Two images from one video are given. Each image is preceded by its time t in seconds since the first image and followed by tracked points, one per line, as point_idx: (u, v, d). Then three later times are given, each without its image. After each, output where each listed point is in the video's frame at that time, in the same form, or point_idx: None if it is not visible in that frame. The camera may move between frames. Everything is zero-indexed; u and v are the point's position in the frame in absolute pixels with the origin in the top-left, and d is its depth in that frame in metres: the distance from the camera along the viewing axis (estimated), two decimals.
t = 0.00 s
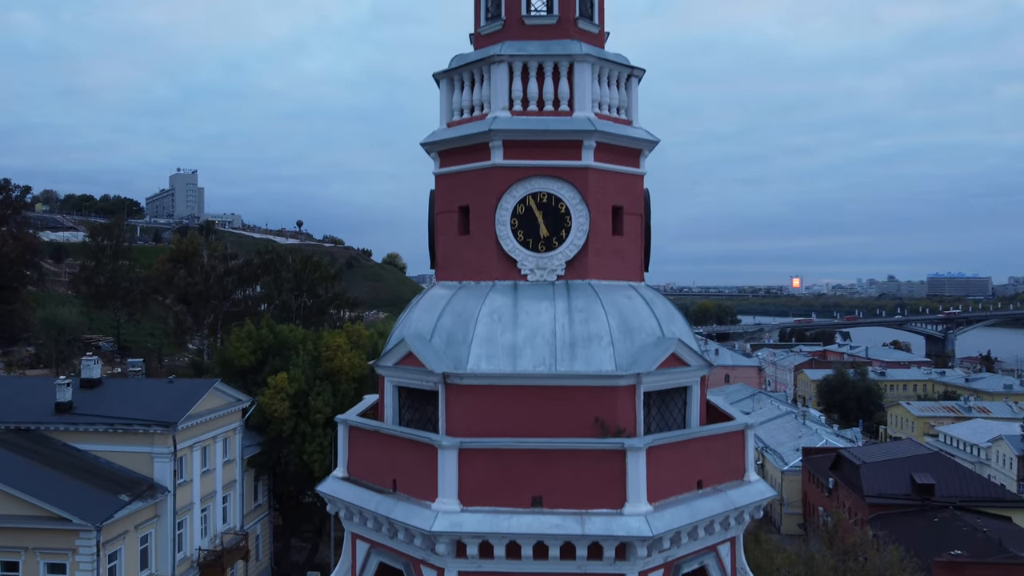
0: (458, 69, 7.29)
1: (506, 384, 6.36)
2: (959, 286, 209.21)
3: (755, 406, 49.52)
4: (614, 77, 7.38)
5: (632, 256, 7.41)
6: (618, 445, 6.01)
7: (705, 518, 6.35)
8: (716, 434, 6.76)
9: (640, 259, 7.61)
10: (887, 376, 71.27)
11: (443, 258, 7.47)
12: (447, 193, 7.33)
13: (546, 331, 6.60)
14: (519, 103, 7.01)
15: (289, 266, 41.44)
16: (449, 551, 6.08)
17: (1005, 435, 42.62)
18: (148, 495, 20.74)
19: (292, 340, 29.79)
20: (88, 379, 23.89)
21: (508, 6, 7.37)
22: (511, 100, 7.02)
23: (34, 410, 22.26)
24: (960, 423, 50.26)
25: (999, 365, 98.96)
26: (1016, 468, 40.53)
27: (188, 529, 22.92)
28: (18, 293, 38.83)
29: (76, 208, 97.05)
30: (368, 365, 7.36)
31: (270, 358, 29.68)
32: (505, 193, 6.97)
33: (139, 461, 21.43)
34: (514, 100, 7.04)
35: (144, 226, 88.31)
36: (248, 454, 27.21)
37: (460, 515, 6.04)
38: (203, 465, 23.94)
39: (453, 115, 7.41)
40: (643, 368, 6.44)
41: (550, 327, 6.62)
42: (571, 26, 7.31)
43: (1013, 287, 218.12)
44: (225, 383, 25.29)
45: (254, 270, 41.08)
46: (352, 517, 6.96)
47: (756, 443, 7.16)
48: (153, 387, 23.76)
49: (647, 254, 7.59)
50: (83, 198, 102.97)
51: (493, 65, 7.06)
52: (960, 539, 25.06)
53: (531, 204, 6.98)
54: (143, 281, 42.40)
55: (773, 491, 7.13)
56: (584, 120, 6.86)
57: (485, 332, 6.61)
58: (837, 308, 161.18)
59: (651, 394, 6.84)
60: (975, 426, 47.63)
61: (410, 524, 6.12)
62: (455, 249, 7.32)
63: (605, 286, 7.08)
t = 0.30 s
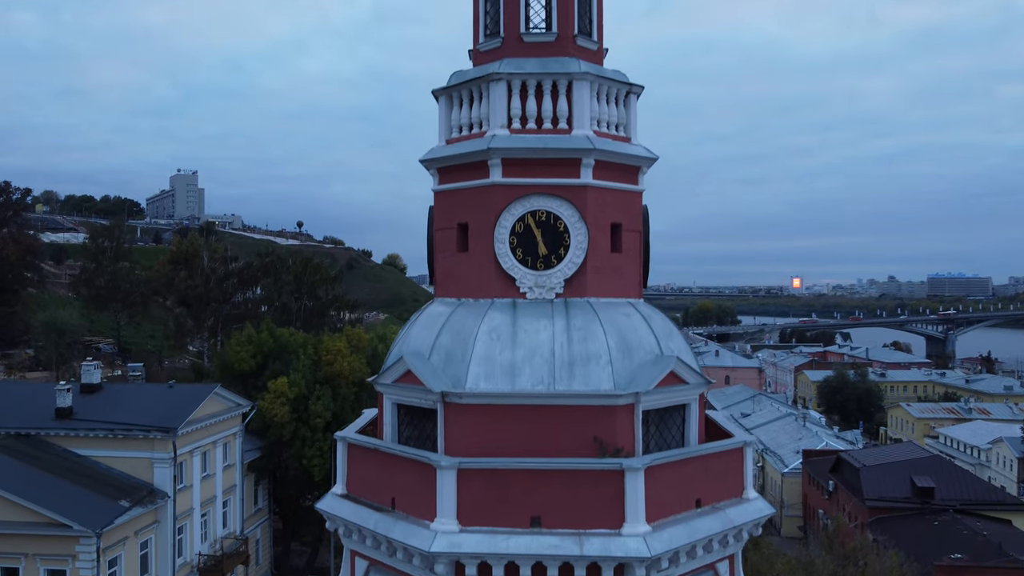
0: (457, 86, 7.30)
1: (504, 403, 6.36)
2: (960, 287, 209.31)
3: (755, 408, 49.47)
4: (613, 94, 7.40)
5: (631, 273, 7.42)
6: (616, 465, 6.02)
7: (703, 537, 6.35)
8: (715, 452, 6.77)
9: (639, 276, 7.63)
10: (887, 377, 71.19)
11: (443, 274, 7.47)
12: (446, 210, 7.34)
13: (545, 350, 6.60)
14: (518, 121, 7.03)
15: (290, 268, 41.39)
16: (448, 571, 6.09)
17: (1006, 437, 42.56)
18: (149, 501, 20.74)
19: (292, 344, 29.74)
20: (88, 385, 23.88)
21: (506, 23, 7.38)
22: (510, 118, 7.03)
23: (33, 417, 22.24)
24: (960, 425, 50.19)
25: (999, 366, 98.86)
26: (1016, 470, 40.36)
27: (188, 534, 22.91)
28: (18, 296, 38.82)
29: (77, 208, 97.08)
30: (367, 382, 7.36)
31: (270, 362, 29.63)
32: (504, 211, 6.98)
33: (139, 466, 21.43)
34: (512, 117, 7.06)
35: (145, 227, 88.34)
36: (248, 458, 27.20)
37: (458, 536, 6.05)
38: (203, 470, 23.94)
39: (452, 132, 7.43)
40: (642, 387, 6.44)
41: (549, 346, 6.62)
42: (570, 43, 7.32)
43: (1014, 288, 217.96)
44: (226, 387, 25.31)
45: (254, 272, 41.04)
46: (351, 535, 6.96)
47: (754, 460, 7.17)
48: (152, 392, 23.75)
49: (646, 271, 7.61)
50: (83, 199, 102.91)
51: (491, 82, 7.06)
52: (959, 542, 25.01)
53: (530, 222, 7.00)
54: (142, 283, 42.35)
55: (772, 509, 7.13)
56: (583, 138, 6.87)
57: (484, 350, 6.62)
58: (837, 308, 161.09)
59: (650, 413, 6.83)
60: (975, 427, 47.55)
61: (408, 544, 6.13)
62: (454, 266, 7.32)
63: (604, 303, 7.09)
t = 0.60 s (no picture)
0: (455, 103, 7.32)
1: (502, 421, 6.38)
2: (961, 287, 209.32)
3: (755, 409, 49.46)
4: (611, 111, 7.42)
5: (629, 288, 7.43)
6: (613, 484, 6.03)
7: (701, 555, 6.37)
8: (712, 468, 6.78)
9: (637, 291, 7.64)
10: (887, 378, 71.17)
11: (441, 290, 7.49)
12: (445, 226, 7.35)
13: (542, 367, 6.62)
14: (516, 138, 7.05)
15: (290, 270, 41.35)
16: None
17: (1006, 439, 42.52)
18: (148, 506, 20.74)
19: (292, 347, 29.67)
20: (88, 389, 23.88)
21: (504, 39, 7.39)
22: (507, 135, 7.06)
23: (33, 421, 22.25)
24: (961, 426, 50.17)
25: (999, 367, 98.73)
26: (1016, 471, 40.12)
27: (188, 538, 22.91)
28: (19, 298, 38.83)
29: (77, 209, 97.10)
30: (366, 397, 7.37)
31: (270, 366, 29.55)
32: (502, 228, 6.99)
33: (139, 471, 21.43)
34: (510, 134, 7.08)
35: (145, 228, 88.40)
36: (249, 462, 27.17)
37: (457, 554, 6.07)
38: (203, 474, 23.93)
39: (450, 148, 7.45)
40: (640, 405, 6.45)
41: (546, 364, 6.64)
42: (567, 59, 7.34)
43: (1014, 288, 217.96)
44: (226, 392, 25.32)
45: (254, 275, 40.93)
46: (350, 551, 6.97)
47: (752, 475, 7.19)
48: (152, 396, 23.73)
49: (644, 286, 7.62)
50: (83, 199, 102.85)
51: (489, 99, 7.08)
52: (959, 546, 24.97)
53: (528, 239, 7.01)
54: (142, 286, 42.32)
55: (770, 524, 7.14)
56: (580, 155, 6.89)
57: (482, 367, 6.63)
58: (837, 308, 161.09)
59: (647, 429, 6.85)
60: (975, 429, 47.52)
61: (407, 562, 6.15)
62: (453, 282, 7.34)
63: (602, 320, 7.11)
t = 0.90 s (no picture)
0: (452, 119, 7.36)
1: (499, 438, 6.39)
2: (961, 287, 209.30)
3: (755, 411, 49.45)
4: (607, 126, 7.45)
5: (625, 304, 7.46)
6: (609, 502, 6.05)
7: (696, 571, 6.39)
8: (708, 484, 6.81)
9: (633, 306, 7.67)
10: (887, 378, 71.15)
11: (438, 305, 7.53)
12: (442, 241, 7.38)
13: (538, 384, 6.63)
14: (512, 154, 7.07)
15: (290, 272, 41.38)
16: None
17: (1006, 440, 42.39)
18: (148, 511, 20.75)
19: (291, 351, 29.61)
20: (88, 394, 23.91)
21: (501, 55, 7.43)
22: (504, 151, 7.08)
23: (32, 426, 22.29)
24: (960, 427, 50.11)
25: (999, 367, 98.61)
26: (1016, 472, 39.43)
27: (187, 543, 22.89)
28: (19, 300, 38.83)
29: (77, 210, 97.15)
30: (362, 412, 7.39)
31: (270, 369, 29.47)
32: (499, 244, 7.01)
33: (138, 476, 21.45)
34: (507, 151, 7.10)
35: (145, 229, 88.48)
36: (248, 466, 27.13)
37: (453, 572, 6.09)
38: (202, 479, 23.93)
39: (447, 164, 7.49)
40: (635, 422, 6.45)
41: (542, 380, 6.65)
42: (564, 75, 7.36)
43: (1014, 288, 217.86)
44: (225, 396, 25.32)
45: (254, 277, 40.61)
46: (347, 567, 7.00)
47: (748, 490, 7.22)
48: (152, 401, 23.73)
49: (640, 301, 7.66)
50: (83, 199, 102.87)
51: (485, 115, 7.11)
52: (958, 549, 24.92)
53: (524, 255, 7.04)
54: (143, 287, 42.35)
55: (764, 540, 7.17)
56: (576, 172, 6.92)
57: (478, 384, 6.64)
58: (838, 309, 161.02)
59: (643, 445, 6.86)
60: (975, 430, 47.44)
61: None
62: (450, 298, 7.37)
63: (598, 336, 7.13)
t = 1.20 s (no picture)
0: (447, 134, 7.37)
1: (493, 455, 6.40)
2: (961, 287, 209.62)
3: (755, 412, 49.42)
4: (602, 142, 7.48)
5: (619, 319, 7.48)
6: (603, 520, 6.06)
7: None
8: (702, 500, 6.82)
9: (628, 321, 7.68)
10: (887, 379, 71.13)
11: (433, 320, 7.54)
12: (437, 257, 7.39)
13: (533, 401, 6.64)
14: (507, 170, 7.09)
15: (290, 275, 41.33)
16: None
17: (1006, 441, 42.29)
18: (148, 515, 20.77)
19: (291, 354, 29.61)
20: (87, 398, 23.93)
21: (496, 70, 7.46)
22: (498, 167, 7.09)
23: (31, 431, 22.28)
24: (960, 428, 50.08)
25: (999, 368, 98.58)
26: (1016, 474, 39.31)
27: (186, 548, 22.89)
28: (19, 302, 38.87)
29: (77, 210, 97.07)
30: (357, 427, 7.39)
31: (269, 373, 29.44)
32: (493, 261, 7.02)
33: (138, 480, 21.45)
34: (501, 166, 7.12)
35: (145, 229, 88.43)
36: (247, 470, 27.04)
37: None
38: (202, 483, 23.93)
39: (442, 179, 7.50)
40: (629, 439, 6.46)
41: (537, 397, 6.66)
42: (559, 91, 7.39)
43: (1014, 288, 217.99)
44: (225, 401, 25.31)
45: (254, 278, 40.53)
46: None
47: (742, 505, 7.24)
48: (150, 405, 23.73)
49: (634, 316, 7.68)
50: (83, 199, 102.77)
51: (480, 131, 7.13)
52: (957, 551, 24.91)
53: (519, 271, 7.05)
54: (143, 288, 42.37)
55: (757, 555, 7.18)
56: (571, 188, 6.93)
57: (473, 401, 6.64)
58: (838, 309, 161.02)
59: (637, 462, 6.87)
60: (975, 431, 47.39)
61: None
62: (445, 313, 7.39)
63: (592, 351, 7.15)
